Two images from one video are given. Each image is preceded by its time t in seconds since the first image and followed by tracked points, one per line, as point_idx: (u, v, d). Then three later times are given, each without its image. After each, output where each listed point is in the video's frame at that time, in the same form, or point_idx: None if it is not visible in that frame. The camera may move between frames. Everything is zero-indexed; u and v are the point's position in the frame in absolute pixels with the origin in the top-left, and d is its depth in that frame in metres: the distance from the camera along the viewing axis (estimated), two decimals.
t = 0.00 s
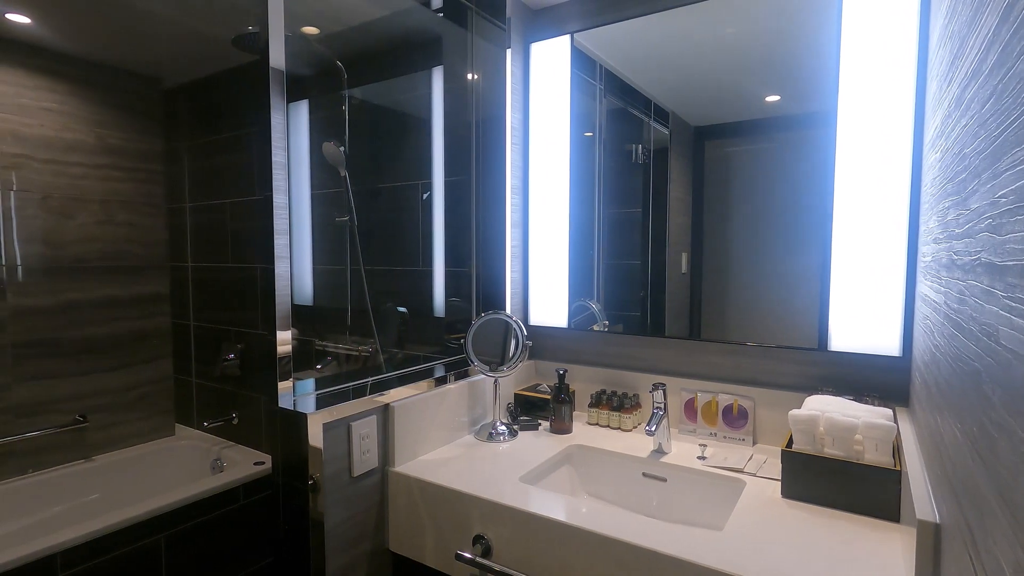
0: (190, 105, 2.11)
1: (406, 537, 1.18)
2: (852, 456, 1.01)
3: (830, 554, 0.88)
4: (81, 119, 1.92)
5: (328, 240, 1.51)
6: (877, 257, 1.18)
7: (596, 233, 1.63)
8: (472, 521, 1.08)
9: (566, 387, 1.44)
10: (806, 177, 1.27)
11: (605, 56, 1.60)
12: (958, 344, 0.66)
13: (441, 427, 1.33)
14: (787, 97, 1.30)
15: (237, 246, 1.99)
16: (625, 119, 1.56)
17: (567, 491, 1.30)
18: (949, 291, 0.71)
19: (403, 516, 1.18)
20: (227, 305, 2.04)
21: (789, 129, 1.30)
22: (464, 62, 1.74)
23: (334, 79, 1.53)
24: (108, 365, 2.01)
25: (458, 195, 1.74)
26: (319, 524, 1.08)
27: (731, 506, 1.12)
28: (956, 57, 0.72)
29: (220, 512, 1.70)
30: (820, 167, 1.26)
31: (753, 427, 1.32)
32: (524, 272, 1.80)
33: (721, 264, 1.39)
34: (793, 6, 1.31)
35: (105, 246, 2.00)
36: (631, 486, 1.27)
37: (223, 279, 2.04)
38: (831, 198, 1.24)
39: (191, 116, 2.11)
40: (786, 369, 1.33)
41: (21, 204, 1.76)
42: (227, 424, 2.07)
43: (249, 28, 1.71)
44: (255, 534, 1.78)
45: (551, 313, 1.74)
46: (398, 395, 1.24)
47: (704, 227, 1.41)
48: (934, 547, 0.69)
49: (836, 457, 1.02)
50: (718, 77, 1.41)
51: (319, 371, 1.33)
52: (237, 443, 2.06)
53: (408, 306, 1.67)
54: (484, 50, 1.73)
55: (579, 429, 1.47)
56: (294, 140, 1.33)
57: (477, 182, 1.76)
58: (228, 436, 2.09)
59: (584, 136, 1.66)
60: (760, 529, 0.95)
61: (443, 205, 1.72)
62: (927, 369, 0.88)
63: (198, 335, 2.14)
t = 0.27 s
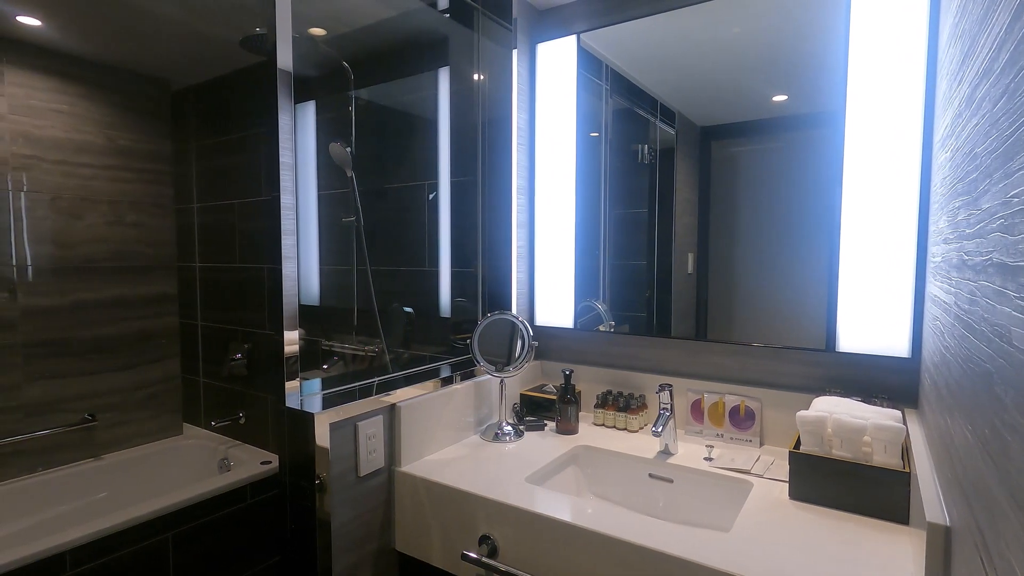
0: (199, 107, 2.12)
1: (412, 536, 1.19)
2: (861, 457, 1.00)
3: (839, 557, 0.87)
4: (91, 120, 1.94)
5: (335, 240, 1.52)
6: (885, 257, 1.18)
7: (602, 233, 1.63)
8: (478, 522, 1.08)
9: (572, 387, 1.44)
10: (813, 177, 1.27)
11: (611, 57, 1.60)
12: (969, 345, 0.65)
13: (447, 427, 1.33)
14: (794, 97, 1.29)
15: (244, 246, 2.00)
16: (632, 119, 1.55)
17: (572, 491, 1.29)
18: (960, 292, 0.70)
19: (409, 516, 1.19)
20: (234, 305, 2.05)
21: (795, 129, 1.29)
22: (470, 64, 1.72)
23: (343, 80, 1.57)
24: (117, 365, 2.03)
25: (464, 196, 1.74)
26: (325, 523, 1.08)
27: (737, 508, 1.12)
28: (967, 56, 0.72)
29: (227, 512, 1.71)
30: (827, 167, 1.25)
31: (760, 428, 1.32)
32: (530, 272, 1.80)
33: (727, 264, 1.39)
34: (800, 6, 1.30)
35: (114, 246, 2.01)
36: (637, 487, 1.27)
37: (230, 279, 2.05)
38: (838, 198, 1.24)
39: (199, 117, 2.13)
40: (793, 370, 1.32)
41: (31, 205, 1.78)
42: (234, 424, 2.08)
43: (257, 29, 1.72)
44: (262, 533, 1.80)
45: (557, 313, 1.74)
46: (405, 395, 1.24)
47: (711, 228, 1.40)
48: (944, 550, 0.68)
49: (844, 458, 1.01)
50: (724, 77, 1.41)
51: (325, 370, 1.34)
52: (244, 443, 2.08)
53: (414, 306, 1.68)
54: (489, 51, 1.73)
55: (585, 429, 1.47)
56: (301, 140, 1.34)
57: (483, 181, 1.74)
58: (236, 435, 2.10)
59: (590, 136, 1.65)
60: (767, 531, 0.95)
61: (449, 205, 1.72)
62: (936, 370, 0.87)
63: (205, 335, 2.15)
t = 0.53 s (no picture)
0: (206, 108, 2.13)
1: (418, 536, 1.19)
2: (869, 459, 0.99)
3: (846, 559, 0.86)
4: (99, 122, 1.96)
5: (341, 240, 1.52)
6: (893, 257, 1.17)
7: (607, 233, 1.63)
8: (484, 522, 1.08)
9: (577, 387, 1.44)
10: (820, 177, 1.26)
11: (616, 56, 1.60)
12: (978, 347, 0.65)
13: (452, 427, 1.33)
14: (801, 97, 1.29)
15: (251, 246, 2.01)
16: (637, 119, 1.55)
17: (578, 492, 1.29)
18: (969, 292, 0.70)
19: (415, 516, 1.19)
20: (241, 305, 2.06)
21: (802, 129, 1.28)
22: (475, 63, 1.74)
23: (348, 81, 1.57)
24: (125, 364, 2.04)
25: (469, 196, 1.75)
26: (331, 522, 1.09)
27: (744, 509, 1.11)
28: (977, 55, 0.71)
29: (234, 510, 1.71)
30: (834, 167, 1.24)
31: (767, 429, 1.31)
32: (535, 272, 1.80)
33: (732, 264, 1.38)
34: (807, 4, 1.30)
35: (122, 246, 2.03)
36: (643, 488, 1.26)
37: (237, 279, 2.06)
38: (846, 198, 1.23)
39: (206, 118, 2.14)
40: (800, 371, 1.32)
41: (40, 205, 1.80)
42: (241, 423, 2.09)
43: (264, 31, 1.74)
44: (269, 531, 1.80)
45: (562, 314, 1.74)
46: (410, 395, 1.24)
47: (717, 228, 1.40)
48: (954, 552, 0.68)
49: (851, 460, 1.01)
50: (730, 77, 1.40)
51: (331, 370, 1.34)
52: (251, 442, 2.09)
53: (420, 307, 1.68)
54: (494, 51, 1.74)
55: (590, 429, 1.47)
56: (308, 140, 1.34)
57: (488, 182, 1.76)
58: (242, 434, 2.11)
59: (595, 137, 1.65)
60: (774, 532, 0.95)
61: (454, 206, 1.73)
62: (945, 372, 0.86)
63: (212, 335, 2.16)
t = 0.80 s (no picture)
0: (213, 108, 2.15)
1: (424, 535, 1.19)
2: (877, 460, 0.99)
3: (854, 560, 0.86)
4: (108, 122, 1.97)
5: (348, 240, 1.53)
6: (901, 257, 1.16)
7: (613, 233, 1.63)
8: (490, 521, 1.08)
9: (583, 387, 1.44)
10: (826, 177, 1.26)
11: (622, 56, 1.60)
12: (989, 347, 0.64)
13: (458, 427, 1.33)
14: (808, 96, 1.28)
15: (257, 246, 2.02)
16: (643, 119, 1.55)
17: (584, 492, 1.29)
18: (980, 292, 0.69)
19: (421, 515, 1.19)
20: (247, 305, 2.07)
21: (809, 129, 1.28)
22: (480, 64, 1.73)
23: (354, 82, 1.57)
24: (132, 363, 2.05)
25: (475, 196, 1.74)
26: (338, 521, 1.09)
27: (751, 510, 1.11)
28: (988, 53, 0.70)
29: (239, 509, 1.72)
30: (841, 167, 1.24)
31: (774, 429, 1.31)
32: (541, 272, 1.80)
33: (739, 264, 1.38)
34: (814, 3, 1.29)
35: (130, 246, 2.04)
36: (649, 488, 1.26)
37: (243, 279, 2.07)
38: (853, 198, 1.22)
39: (213, 118, 2.15)
40: (807, 372, 1.31)
41: (49, 206, 1.81)
42: (247, 422, 2.10)
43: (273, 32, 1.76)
44: (273, 530, 1.81)
45: (568, 314, 1.74)
46: (416, 394, 1.24)
47: (723, 228, 1.40)
48: (964, 554, 0.67)
49: (859, 460, 1.00)
50: (736, 77, 1.40)
51: (338, 369, 1.34)
52: (257, 441, 2.10)
53: (426, 306, 1.69)
54: (501, 51, 1.73)
55: (596, 430, 1.46)
56: (314, 141, 1.34)
57: (494, 182, 1.75)
58: (248, 434, 2.12)
59: (601, 136, 1.65)
60: (781, 533, 0.94)
61: (460, 206, 1.73)
62: (954, 372, 0.86)
63: (219, 334, 2.17)
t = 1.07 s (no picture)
0: (220, 109, 2.15)
1: (430, 534, 1.19)
2: (886, 461, 0.98)
3: (864, 562, 0.86)
4: (115, 123, 1.98)
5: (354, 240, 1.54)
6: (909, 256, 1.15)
7: (618, 233, 1.63)
8: (497, 521, 1.08)
9: (589, 387, 1.44)
10: (833, 176, 1.25)
11: (628, 56, 1.59)
12: (1002, 348, 0.63)
13: (464, 426, 1.33)
14: (815, 96, 1.28)
15: (264, 246, 2.03)
16: (649, 119, 1.55)
17: (590, 492, 1.29)
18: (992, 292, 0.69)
19: (428, 514, 1.19)
20: (253, 304, 2.07)
21: (815, 128, 1.28)
22: (486, 63, 1.74)
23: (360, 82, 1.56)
24: (139, 362, 2.06)
25: (481, 196, 1.75)
26: (345, 520, 1.09)
27: (758, 511, 1.10)
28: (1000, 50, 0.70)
29: (246, 508, 1.73)
30: (848, 166, 1.23)
31: (781, 430, 1.30)
32: (547, 272, 1.80)
33: (745, 264, 1.38)
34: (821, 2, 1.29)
35: (137, 246, 2.05)
36: (656, 488, 1.26)
37: (250, 279, 2.08)
38: (860, 197, 1.22)
39: (219, 119, 2.16)
40: (814, 372, 1.30)
41: (58, 206, 1.82)
42: (253, 421, 2.11)
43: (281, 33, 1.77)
44: (279, 529, 1.82)
45: (574, 314, 1.74)
46: (422, 394, 1.24)
47: (729, 228, 1.39)
48: (976, 556, 0.67)
49: (868, 461, 1.00)
50: (742, 76, 1.40)
51: (344, 369, 1.34)
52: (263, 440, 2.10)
53: (431, 306, 1.69)
54: (506, 50, 1.73)
55: (602, 430, 1.46)
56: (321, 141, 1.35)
57: (499, 181, 1.77)
58: (254, 433, 2.13)
59: (606, 136, 1.65)
60: (790, 534, 0.94)
61: (465, 205, 1.74)
62: (965, 373, 0.85)
63: (225, 334, 2.18)
